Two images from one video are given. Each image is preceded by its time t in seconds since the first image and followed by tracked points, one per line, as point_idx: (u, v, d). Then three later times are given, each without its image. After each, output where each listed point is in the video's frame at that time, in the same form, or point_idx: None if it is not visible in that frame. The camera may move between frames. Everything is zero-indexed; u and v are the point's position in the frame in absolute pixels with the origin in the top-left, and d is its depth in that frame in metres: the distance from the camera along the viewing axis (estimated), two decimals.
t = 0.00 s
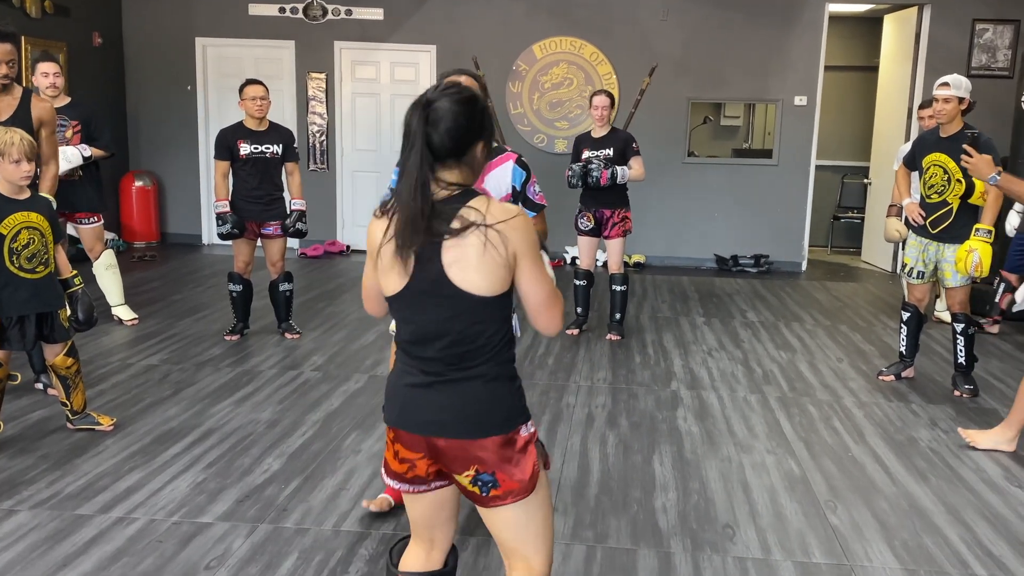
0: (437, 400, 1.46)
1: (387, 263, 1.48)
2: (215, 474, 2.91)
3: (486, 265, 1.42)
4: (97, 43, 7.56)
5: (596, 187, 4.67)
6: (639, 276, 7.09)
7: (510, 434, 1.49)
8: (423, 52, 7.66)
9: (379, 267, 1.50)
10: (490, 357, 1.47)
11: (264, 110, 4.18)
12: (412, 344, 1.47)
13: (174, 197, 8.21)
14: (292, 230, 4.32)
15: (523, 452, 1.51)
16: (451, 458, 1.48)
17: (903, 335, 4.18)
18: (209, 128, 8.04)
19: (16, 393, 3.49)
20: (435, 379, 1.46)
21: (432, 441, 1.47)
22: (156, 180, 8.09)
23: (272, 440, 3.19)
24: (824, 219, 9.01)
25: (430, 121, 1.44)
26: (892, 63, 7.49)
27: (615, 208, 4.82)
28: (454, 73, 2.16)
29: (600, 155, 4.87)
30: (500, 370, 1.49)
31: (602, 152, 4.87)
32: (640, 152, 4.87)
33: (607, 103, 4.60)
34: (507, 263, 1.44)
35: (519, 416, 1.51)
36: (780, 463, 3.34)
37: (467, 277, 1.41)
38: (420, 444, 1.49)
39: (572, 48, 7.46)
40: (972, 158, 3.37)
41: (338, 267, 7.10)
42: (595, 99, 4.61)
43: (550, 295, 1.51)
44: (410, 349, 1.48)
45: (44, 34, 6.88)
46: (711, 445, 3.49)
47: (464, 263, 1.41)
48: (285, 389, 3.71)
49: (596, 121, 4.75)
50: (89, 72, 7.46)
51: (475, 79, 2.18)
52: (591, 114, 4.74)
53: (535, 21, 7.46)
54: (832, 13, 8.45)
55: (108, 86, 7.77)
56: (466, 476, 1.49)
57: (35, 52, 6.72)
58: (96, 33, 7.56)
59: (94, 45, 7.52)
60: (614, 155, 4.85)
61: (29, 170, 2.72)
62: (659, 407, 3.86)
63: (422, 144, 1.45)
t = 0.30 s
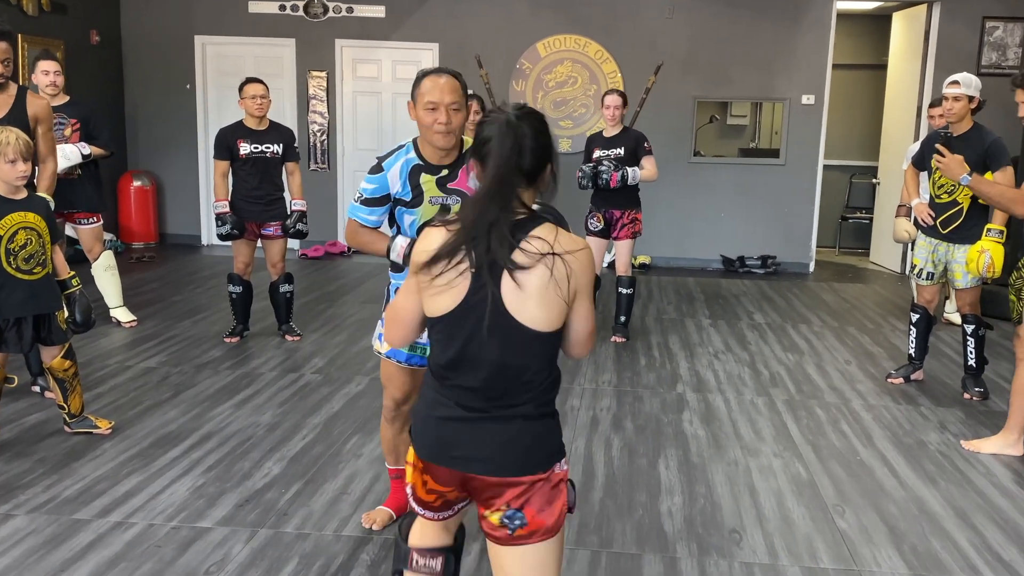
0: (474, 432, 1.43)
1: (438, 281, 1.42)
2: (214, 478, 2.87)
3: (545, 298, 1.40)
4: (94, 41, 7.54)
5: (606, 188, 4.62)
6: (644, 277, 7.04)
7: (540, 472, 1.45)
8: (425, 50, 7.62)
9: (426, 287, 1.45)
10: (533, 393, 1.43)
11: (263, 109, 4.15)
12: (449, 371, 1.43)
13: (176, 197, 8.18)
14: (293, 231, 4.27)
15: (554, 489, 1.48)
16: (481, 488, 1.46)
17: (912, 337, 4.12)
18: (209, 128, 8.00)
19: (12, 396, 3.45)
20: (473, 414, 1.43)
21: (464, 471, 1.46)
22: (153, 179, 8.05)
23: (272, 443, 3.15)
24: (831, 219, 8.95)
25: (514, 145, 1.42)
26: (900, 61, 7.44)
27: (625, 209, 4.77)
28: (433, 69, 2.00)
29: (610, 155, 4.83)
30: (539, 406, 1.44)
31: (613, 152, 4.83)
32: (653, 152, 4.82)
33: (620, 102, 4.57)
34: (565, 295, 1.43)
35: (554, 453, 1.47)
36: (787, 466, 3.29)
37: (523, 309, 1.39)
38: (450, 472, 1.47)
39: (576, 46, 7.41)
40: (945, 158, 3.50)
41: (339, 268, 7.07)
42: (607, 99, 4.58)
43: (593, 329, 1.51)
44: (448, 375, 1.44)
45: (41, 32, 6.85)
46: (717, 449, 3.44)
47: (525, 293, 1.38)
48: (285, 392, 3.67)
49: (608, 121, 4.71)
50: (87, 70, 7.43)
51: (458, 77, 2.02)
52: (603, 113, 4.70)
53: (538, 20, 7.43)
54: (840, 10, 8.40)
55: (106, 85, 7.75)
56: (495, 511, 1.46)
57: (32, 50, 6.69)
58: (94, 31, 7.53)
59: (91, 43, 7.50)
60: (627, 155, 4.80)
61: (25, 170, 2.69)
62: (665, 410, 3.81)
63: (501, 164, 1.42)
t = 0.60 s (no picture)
0: (435, 444, 1.41)
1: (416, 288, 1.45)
2: (213, 482, 2.83)
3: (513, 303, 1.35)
4: (92, 39, 7.51)
5: (618, 189, 4.60)
6: (649, 278, 6.99)
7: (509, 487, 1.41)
8: (428, 48, 7.58)
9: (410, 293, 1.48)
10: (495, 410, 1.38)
11: (263, 108, 4.11)
12: (421, 376, 1.42)
13: (177, 198, 8.15)
14: (293, 232, 4.24)
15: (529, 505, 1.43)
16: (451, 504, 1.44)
17: (921, 340, 4.07)
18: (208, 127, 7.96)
19: (9, 399, 3.42)
20: (439, 425, 1.41)
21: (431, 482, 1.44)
22: (151, 178, 8.02)
23: (273, 447, 3.11)
24: (839, 220, 8.90)
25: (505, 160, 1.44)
26: (909, 59, 7.38)
27: (636, 210, 4.72)
28: (461, 76, 1.95)
29: (622, 155, 4.78)
30: (505, 424, 1.39)
31: (624, 152, 4.78)
32: (663, 152, 4.76)
33: (630, 101, 4.53)
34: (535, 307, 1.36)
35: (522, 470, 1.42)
36: (794, 471, 3.24)
37: (488, 315, 1.35)
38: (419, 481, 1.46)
39: (580, 44, 7.37)
40: (932, 165, 3.39)
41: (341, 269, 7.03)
42: (618, 98, 4.54)
43: (583, 337, 1.39)
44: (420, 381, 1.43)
45: (38, 29, 6.81)
46: (724, 453, 3.38)
47: (489, 297, 1.35)
48: (285, 395, 3.63)
49: (619, 120, 4.68)
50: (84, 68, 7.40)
51: (486, 84, 1.96)
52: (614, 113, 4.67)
53: (542, 19, 7.39)
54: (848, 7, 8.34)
55: (104, 84, 7.72)
56: (460, 524, 1.46)
57: (28, 48, 6.65)
58: (92, 28, 7.50)
59: (89, 41, 7.47)
60: (637, 155, 4.75)
61: (21, 170, 2.65)
62: (671, 413, 3.76)
63: (492, 180, 1.44)
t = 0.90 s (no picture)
0: (453, 414, 1.40)
1: (385, 271, 1.39)
2: (213, 486, 2.79)
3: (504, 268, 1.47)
4: (90, 37, 7.48)
5: (626, 189, 4.56)
6: (655, 280, 6.95)
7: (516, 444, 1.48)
8: (430, 46, 7.54)
9: (371, 278, 1.41)
10: (495, 365, 1.45)
11: (262, 107, 4.07)
12: (417, 357, 1.39)
13: (178, 199, 8.12)
14: (293, 233, 4.20)
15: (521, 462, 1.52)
16: (461, 478, 1.43)
17: (931, 342, 4.02)
18: (205, 124, 7.94)
19: (5, 403, 3.38)
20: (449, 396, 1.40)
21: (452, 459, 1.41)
22: (149, 178, 7.99)
23: (273, 451, 3.07)
24: (847, 221, 8.84)
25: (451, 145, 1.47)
26: (918, 57, 7.32)
27: (643, 211, 4.67)
28: (476, 75, 1.90)
29: (631, 155, 4.74)
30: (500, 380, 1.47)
31: (633, 152, 4.74)
32: (671, 152, 4.71)
33: (638, 99, 4.48)
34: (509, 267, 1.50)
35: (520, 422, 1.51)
36: (802, 475, 3.19)
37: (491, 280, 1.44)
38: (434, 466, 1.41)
39: (585, 42, 7.33)
40: (932, 173, 3.33)
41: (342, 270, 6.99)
42: (626, 97, 4.50)
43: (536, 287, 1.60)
44: (419, 364, 1.39)
45: (35, 28, 6.78)
46: (730, 456, 3.34)
47: (491, 262, 1.44)
48: (286, 398, 3.59)
49: (627, 119, 4.65)
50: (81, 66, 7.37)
51: (502, 84, 1.91)
52: (623, 112, 4.64)
53: (546, 18, 7.35)
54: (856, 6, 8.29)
55: (101, 83, 7.69)
56: (482, 492, 1.45)
57: (26, 46, 6.62)
58: (90, 26, 7.47)
59: (87, 39, 7.44)
60: (646, 155, 4.71)
61: (19, 171, 2.62)
62: (676, 416, 3.72)
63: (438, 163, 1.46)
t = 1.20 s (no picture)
0: (417, 427, 1.38)
1: (370, 287, 1.39)
2: (212, 491, 2.75)
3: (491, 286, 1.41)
4: (88, 35, 7.45)
5: (631, 189, 4.52)
6: (661, 281, 6.90)
7: (491, 463, 1.42)
8: (433, 44, 7.51)
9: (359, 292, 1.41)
10: (471, 384, 1.40)
11: (262, 107, 4.04)
12: (390, 364, 1.39)
13: (180, 200, 8.09)
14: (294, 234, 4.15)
15: (500, 484, 1.45)
16: (423, 489, 1.41)
17: (941, 345, 3.97)
18: (205, 123, 7.92)
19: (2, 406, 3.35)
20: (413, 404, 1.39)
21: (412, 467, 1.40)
22: (148, 178, 7.96)
23: (273, 455, 3.03)
24: (857, 221, 8.78)
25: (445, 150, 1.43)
26: (927, 55, 7.27)
27: (648, 212, 4.62)
28: (468, 72, 1.87)
29: (636, 155, 4.70)
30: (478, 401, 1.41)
31: (639, 152, 4.70)
32: (677, 152, 4.66)
33: (645, 98, 4.44)
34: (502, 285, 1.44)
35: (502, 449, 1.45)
36: (810, 479, 3.14)
37: (473, 300, 1.39)
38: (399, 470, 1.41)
39: (590, 40, 7.28)
40: (931, 178, 3.26)
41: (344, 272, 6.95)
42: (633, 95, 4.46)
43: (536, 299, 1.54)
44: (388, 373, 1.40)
45: (31, 26, 6.75)
46: (737, 461, 3.29)
47: (474, 284, 1.39)
48: (286, 401, 3.55)
49: (635, 118, 4.60)
50: (78, 65, 7.35)
51: (494, 80, 1.88)
52: (629, 111, 4.60)
53: (550, 18, 7.31)
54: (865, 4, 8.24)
55: (98, 82, 7.66)
56: (440, 506, 1.41)
57: (23, 44, 6.60)
58: (88, 24, 7.45)
59: (84, 37, 7.41)
60: (652, 155, 4.66)
61: (16, 171, 2.58)
62: (683, 420, 3.67)
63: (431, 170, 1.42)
